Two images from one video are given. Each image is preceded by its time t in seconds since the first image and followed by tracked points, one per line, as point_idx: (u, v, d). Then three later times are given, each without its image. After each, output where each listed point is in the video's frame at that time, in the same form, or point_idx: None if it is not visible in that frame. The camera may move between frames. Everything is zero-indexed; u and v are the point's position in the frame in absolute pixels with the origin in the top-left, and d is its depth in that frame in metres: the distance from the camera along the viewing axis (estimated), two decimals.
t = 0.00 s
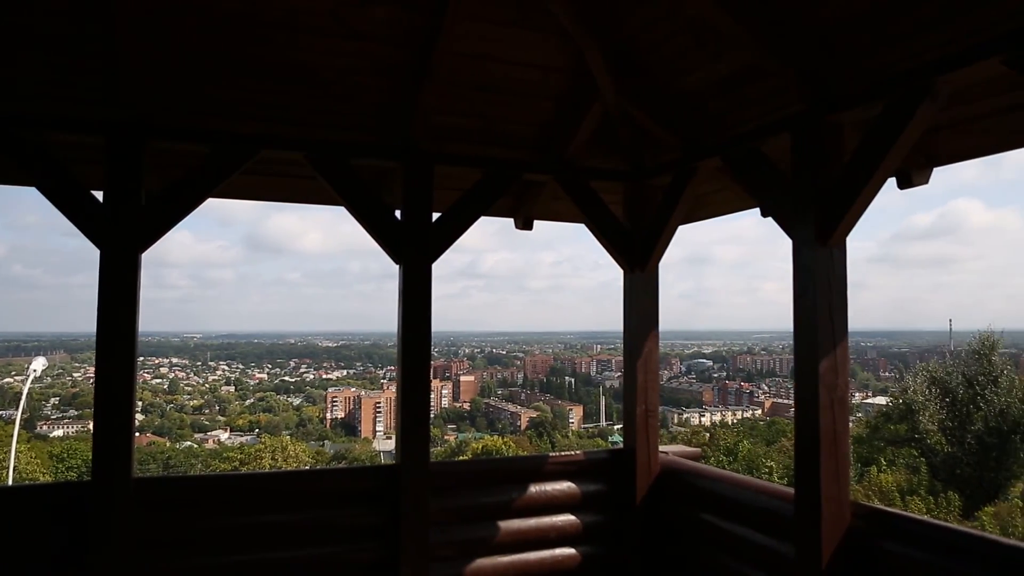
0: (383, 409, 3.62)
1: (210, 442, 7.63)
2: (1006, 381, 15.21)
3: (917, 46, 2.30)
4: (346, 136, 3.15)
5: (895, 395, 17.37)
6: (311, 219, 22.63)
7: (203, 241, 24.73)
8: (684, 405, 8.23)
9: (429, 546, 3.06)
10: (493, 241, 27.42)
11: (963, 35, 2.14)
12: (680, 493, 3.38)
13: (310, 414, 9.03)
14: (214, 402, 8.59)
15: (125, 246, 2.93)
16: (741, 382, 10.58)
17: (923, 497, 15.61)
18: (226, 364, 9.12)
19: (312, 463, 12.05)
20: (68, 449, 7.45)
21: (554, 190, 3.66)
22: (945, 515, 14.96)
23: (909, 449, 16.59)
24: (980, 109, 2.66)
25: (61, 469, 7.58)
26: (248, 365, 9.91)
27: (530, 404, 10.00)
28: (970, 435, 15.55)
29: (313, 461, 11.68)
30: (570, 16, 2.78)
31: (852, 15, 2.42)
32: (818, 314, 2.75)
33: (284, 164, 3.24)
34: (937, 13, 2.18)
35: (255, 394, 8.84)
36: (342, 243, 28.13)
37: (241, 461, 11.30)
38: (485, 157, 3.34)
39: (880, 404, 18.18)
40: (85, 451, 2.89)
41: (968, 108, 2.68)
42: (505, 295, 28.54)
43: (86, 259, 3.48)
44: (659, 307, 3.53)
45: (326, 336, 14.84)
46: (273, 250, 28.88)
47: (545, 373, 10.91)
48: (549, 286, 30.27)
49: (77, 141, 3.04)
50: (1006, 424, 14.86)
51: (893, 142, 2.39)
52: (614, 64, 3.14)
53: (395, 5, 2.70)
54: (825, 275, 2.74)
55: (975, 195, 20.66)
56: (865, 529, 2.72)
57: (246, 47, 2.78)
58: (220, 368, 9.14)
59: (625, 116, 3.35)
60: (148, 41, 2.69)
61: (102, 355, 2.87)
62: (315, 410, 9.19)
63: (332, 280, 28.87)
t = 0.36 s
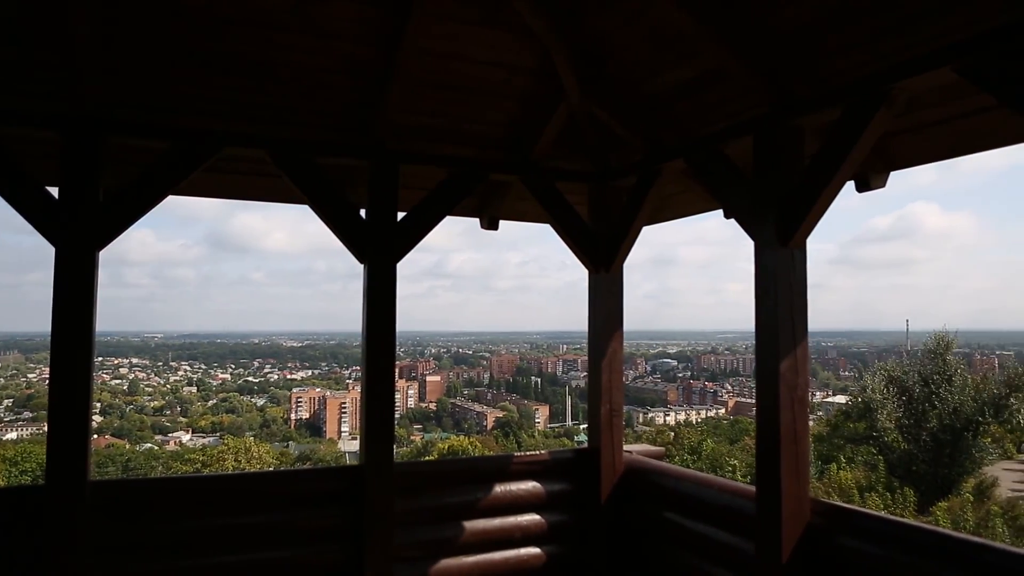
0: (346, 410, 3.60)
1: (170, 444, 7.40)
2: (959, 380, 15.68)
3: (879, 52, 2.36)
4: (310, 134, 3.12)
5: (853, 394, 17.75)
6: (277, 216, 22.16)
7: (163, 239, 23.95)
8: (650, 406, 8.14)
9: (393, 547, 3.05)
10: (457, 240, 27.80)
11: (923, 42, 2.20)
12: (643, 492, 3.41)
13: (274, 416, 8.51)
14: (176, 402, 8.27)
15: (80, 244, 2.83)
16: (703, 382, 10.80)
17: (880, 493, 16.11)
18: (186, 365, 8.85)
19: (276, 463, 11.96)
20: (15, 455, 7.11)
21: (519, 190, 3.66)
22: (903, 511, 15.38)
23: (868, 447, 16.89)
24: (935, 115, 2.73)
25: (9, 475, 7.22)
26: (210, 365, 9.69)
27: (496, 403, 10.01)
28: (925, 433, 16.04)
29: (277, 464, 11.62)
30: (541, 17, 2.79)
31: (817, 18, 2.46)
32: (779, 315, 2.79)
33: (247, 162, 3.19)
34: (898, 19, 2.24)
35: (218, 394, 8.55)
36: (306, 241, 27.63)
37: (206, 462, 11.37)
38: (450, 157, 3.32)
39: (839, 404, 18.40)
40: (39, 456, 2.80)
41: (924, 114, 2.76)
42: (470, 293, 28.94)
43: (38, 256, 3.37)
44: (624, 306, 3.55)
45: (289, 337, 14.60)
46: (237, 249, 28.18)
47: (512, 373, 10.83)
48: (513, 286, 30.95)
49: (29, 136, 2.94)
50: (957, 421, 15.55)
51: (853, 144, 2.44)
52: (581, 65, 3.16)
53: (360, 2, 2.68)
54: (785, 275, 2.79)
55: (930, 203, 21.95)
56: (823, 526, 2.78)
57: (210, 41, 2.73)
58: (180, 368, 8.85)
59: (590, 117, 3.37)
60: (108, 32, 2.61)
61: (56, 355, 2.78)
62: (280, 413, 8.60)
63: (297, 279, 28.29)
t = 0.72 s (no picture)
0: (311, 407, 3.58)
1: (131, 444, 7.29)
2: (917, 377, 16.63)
3: (845, 55, 2.39)
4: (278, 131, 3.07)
5: (818, 390, 18.50)
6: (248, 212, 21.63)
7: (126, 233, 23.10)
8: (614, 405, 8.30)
9: (360, 546, 3.04)
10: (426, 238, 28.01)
11: (888, 46, 2.24)
12: (609, 489, 3.43)
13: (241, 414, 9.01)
14: (137, 401, 8.30)
15: (36, 240, 2.73)
16: (669, 377, 11.65)
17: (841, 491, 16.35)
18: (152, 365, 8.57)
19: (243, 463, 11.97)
20: None
21: (487, 188, 3.65)
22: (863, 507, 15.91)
23: (832, 444, 17.73)
24: (896, 119, 2.77)
25: None
26: (173, 364, 9.57)
27: (465, 401, 11.28)
28: (886, 430, 16.65)
29: (243, 462, 11.88)
30: (513, 16, 2.79)
31: (786, 20, 2.48)
32: (744, 313, 2.82)
33: (212, 158, 3.13)
34: (866, 23, 2.27)
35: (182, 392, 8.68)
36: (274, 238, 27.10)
37: (169, 463, 11.25)
38: (418, 155, 3.31)
39: (804, 401, 19.46)
40: None
41: (885, 116, 2.79)
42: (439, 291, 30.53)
43: None
44: (591, 304, 3.58)
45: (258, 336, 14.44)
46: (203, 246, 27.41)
47: (480, 372, 12.47)
48: (483, 285, 32.95)
49: None
50: (916, 418, 16.41)
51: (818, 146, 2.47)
52: (551, 65, 3.16)
53: None
54: (749, 274, 2.82)
55: (890, 203, 24.00)
56: (786, 521, 2.83)
57: (175, 35, 2.66)
58: (143, 367, 8.61)
59: (559, 117, 3.39)
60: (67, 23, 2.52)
61: (12, 355, 2.69)
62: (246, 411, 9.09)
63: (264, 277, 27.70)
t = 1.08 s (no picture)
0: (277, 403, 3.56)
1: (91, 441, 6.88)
2: (876, 371, 19.43)
3: (809, 53, 2.42)
4: (239, 123, 3.01)
5: (781, 385, 20.98)
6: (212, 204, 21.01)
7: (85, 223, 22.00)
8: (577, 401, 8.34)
9: (325, 542, 3.02)
10: (396, 234, 28.27)
11: (851, 44, 2.27)
12: (574, 483, 3.46)
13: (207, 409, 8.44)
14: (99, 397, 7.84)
15: None
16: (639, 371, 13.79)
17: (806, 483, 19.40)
18: (112, 359, 8.34)
19: (207, 459, 12.11)
20: None
21: (455, 182, 3.64)
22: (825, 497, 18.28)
23: (794, 436, 20.40)
24: (862, 117, 2.80)
25: None
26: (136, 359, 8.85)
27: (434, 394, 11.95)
28: (847, 423, 19.33)
29: (209, 459, 11.88)
30: (482, 8, 2.78)
31: (752, 16, 2.49)
32: (708, 307, 2.84)
33: (171, 149, 3.07)
34: (829, 21, 2.30)
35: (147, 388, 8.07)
36: (238, 233, 26.53)
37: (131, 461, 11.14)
38: (383, 148, 3.28)
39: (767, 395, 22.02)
40: None
41: (849, 114, 2.82)
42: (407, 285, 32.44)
43: None
44: (557, 299, 3.60)
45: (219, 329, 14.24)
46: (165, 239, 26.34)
47: (449, 366, 12.99)
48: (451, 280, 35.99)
49: None
50: (876, 412, 19.07)
51: (779, 143, 2.51)
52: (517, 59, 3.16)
53: None
54: (713, 270, 2.84)
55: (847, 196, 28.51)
56: (749, 513, 2.87)
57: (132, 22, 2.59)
58: (104, 362, 8.11)
59: (525, 111, 3.39)
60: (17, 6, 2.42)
61: None
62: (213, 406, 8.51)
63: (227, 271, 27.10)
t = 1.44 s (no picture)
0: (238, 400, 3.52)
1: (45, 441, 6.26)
2: (834, 367, 19.58)
3: (770, 53, 2.45)
4: (199, 115, 2.94)
5: (742, 380, 21.74)
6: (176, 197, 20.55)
7: (41, 218, 21.06)
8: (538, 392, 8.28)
9: (286, 541, 2.99)
10: (356, 228, 28.22)
11: (812, 45, 2.31)
12: (538, 479, 3.47)
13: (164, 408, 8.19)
14: (52, 395, 7.29)
15: None
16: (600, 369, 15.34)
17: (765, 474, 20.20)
18: (67, 356, 8.03)
19: (168, 457, 12.10)
20: None
21: (420, 177, 3.63)
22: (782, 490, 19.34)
23: (755, 431, 21.08)
24: (821, 116, 2.85)
25: None
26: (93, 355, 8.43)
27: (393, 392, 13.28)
28: (807, 417, 19.70)
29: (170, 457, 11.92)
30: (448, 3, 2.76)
31: (717, 17, 2.52)
32: (670, 304, 2.84)
33: (127, 140, 2.99)
34: (791, 23, 2.33)
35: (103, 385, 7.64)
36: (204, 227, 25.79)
37: (88, 460, 10.96)
38: (346, 143, 3.25)
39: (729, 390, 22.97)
40: None
41: (809, 113, 2.86)
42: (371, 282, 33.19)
43: None
44: (522, 294, 3.61)
45: (179, 326, 13.99)
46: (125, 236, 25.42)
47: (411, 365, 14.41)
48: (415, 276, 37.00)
49: None
50: (834, 406, 19.40)
51: (741, 141, 2.54)
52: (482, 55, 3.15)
53: None
54: (676, 266, 2.85)
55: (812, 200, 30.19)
56: (710, 506, 2.90)
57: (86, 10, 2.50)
58: (60, 360, 7.86)
59: (491, 107, 3.38)
60: None
61: None
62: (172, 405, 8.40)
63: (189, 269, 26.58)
